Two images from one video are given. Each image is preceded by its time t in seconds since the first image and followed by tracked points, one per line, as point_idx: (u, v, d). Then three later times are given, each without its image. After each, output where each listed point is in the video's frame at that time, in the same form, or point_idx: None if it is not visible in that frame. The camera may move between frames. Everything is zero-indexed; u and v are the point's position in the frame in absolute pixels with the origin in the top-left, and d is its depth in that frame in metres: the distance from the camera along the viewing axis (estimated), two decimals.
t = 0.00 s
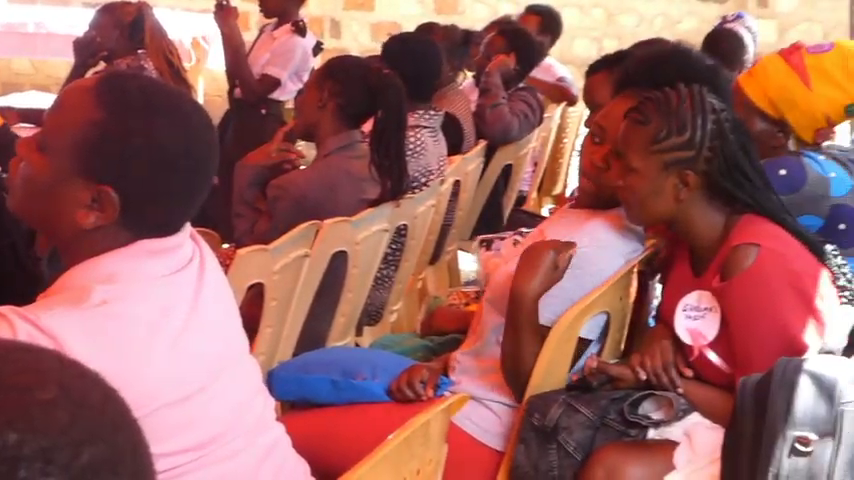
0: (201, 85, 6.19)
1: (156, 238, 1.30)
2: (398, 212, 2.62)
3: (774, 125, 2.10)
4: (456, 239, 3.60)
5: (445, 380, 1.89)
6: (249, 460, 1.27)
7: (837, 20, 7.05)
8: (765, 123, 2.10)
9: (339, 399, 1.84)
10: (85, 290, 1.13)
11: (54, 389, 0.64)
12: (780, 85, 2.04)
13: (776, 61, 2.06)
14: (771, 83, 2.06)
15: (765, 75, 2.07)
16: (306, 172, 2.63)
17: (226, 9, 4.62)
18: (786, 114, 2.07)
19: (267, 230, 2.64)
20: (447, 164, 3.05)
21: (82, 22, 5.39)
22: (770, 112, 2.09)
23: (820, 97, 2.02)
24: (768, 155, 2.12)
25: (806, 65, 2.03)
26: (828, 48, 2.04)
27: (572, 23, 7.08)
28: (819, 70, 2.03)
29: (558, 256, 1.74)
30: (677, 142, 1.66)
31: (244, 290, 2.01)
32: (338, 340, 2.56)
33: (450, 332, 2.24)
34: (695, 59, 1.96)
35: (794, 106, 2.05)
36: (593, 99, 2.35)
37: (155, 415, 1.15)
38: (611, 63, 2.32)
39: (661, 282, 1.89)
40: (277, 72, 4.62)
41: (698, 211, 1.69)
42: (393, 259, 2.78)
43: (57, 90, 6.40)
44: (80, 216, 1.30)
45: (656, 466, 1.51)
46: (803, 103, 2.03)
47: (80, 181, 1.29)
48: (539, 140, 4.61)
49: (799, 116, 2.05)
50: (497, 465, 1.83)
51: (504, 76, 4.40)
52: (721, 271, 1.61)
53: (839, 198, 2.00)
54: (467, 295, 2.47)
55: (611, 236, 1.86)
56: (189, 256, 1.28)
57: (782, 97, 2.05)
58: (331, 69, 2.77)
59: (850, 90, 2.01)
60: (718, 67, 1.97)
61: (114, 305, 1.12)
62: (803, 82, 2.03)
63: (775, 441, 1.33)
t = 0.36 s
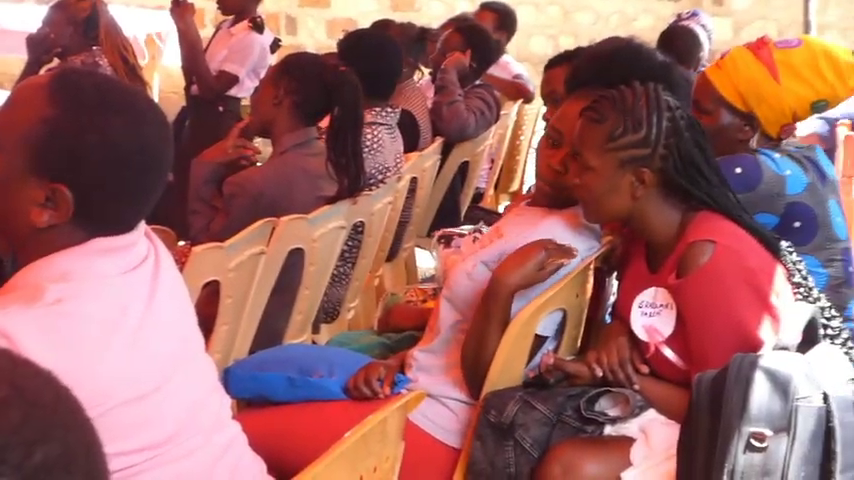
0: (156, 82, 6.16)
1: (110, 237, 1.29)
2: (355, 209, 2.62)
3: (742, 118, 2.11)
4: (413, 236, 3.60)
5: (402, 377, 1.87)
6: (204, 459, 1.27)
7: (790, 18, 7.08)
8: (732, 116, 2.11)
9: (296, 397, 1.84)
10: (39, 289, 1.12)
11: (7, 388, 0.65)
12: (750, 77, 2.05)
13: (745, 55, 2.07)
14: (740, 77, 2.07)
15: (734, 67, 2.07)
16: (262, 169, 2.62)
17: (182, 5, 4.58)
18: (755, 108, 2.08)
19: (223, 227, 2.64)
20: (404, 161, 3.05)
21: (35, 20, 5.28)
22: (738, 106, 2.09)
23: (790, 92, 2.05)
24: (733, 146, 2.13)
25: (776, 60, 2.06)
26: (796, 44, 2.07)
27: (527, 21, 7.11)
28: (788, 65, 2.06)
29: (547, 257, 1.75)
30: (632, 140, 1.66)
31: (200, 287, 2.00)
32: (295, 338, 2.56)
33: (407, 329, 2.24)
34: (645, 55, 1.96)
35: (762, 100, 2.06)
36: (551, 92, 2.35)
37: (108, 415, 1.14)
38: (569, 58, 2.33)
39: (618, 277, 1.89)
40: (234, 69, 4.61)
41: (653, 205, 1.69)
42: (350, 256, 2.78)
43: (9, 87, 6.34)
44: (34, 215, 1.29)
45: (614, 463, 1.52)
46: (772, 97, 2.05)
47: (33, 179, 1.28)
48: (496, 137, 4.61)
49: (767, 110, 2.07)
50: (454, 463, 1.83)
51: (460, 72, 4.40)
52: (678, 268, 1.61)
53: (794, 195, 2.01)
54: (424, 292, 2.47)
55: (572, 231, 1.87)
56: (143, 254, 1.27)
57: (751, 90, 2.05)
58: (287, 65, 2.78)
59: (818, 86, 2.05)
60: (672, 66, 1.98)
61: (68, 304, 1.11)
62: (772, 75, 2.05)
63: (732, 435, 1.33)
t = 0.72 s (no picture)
0: (123, 78, 6.14)
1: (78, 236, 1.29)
2: (323, 207, 2.61)
3: (701, 119, 2.14)
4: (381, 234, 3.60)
5: (370, 376, 1.88)
6: (172, 458, 1.27)
7: (757, 15, 7.09)
8: (692, 118, 2.15)
9: (264, 395, 1.83)
10: (6, 288, 1.12)
11: None
12: (704, 77, 2.08)
13: (699, 55, 2.10)
14: (696, 77, 2.10)
15: (690, 70, 2.11)
16: (230, 165, 2.61)
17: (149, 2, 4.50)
18: (714, 108, 2.10)
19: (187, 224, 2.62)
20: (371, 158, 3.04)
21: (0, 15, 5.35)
22: (696, 107, 2.12)
23: (746, 88, 2.07)
24: (695, 146, 2.16)
25: (728, 57, 2.07)
26: (746, 39, 2.08)
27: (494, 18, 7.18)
28: (742, 61, 2.07)
29: (514, 255, 1.76)
30: (594, 141, 1.67)
31: (168, 285, 2.00)
32: (263, 336, 2.55)
33: (375, 327, 2.24)
34: (614, 53, 1.98)
35: (720, 99, 2.08)
36: (518, 90, 2.35)
37: (75, 414, 1.14)
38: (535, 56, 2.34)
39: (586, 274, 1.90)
40: (201, 66, 4.60)
41: (620, 207, 1.71)
42: (318, 254, 2.79)
43: None
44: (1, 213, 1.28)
45: (582, 458, 1.52)
46: (730, 95, 2.07)
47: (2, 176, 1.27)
48: (464, 135, 4.62)
49: (726, 109, 2.09)
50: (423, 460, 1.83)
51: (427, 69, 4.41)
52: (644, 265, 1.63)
53: (760, 192, 2.01)
54: (392, 290, 2.47)
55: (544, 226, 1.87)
56: (110, 253, 1.27)
57: (709, 90, 2.08)
58: (252, 63, 2.77)
59: (772, 79, 2.06)
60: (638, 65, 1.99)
61: (35, 302, 1.11)
62: (727, 74, 2.07)
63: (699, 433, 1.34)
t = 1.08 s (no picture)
0: (119, 76, 6.14)
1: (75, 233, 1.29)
2: (320, 205, 2.61)
3: (694, 118, 2.14)
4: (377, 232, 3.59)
5: (367, 374, 1.89)
6: (168, 456, 1.26)
7: (753, 14, 7.06)
8: (684, 117, 2.15)
9: (260, 393, 1.83)
10: (3, 285, 1.12)
11: None
12: (693, 74, 2.09)
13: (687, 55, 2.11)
14: (686, 77, 2.10)
15: (678, 70, 2.12)
16: (226, 162, 2.61)
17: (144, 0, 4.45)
18: (706, 105, 2.11)
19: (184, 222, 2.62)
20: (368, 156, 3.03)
21: None
22: (688, 106, 2.12)
23: (737, 83, 2.08)
24: (689, 146, 2.17)
25: (717, 54, 2.09)
26: (732, 36, 2.11)
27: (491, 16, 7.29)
28: (730, 58, 2.09)
29: (496, 249, 1.76)
30: (585, 141, 1.67)
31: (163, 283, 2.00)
32: (259, 334, 2.54)
33: (371, 325, 2.24)
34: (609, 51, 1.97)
35: (712, 96, 2.09)
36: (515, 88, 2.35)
37: (74, 412, 1.14)
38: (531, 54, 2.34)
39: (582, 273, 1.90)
40: (196, 64, 4.60)
41: (612, 206, 1.71)
42: (314, 253, 2.78)
43: None
44: None
45: (578, 456, 1.52)
46: (721, 91, 2.08)
47: None
48: (461, 133, 4.62)
49: (717, 105, 2.09)
50: (420, 459, 1.83)
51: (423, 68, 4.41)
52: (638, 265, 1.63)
53: (756, 192, 2.00)
54: (389, 289, 2.47)
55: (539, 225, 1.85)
56: (106, 251, 1.27)
57: (700, 87, 2.09)
58: (248, 62, 2.77)
59: (762, 74, 2.09)
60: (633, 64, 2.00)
61: (33, 300, 1.11)
62: (716, 71, 2.09)
63: (696, 430, 1.34)
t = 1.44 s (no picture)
0: (118, 75, 6.15)
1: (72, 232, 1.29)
2: (320, 204, 2.61)
3: (693, 117, 2.14)
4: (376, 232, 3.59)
5: (366, 375, 1.91)
6: (167, 457, 1.26)
7: (752, 13, 7.06)
8: (683, 116, 2.14)
9: (260, 393, 1.83)
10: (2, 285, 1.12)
11: None
12: (693, 73, 2.09)
13: (686, 54, 2.11)
14: (685, 76, 2.10)
15: (676, 69, 2.11)
16: (225, 160, 2.61)
17: (141, 1, 4.45)
18: (704, 105, 2.11)
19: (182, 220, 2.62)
20: (367, 156, 3.04)
21: None
22: (687, 105, 2.12)
23: (736, 83, 2.09)
24: (688, 145, 2.17)
25: (716, 54, 2.10)
26: (731, 35, 2.12)
27: (490, 16, 7.24)
28: (729, 57, 2.10)
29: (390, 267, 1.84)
30: (583, 141, 1.67)
31: (163, 282, 1.99)
32: (258, 334, 2.54)
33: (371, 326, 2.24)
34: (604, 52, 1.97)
35: (711, 96, 2.09)
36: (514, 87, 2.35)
37: (73, 412, 1.14)
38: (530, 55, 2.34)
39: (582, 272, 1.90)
40: (195, 64, 4.61)
41: (610, 207, 1.71)
42: (313, 252, 2.78)
43: None
44: None
45: (577, 456, 1.52)
46: (720, 90, 2.08)
47: None
48: (460, 133, 4.62)
49: (716, 105, 2.10)
50: (419, 457, 1.83)
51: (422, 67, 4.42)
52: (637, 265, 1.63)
53: (755, 190, 2.01)
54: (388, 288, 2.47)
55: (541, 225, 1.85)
56: (105, 251, 1.27)
57: (699, 86, 2.08)
58: (248, 61, 2.77)
59: (762, 74, 2.10)
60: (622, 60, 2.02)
61: (31, 300, 1.11)
62: (715, 70, 2.09)
63: (695, 429, 1.33)
